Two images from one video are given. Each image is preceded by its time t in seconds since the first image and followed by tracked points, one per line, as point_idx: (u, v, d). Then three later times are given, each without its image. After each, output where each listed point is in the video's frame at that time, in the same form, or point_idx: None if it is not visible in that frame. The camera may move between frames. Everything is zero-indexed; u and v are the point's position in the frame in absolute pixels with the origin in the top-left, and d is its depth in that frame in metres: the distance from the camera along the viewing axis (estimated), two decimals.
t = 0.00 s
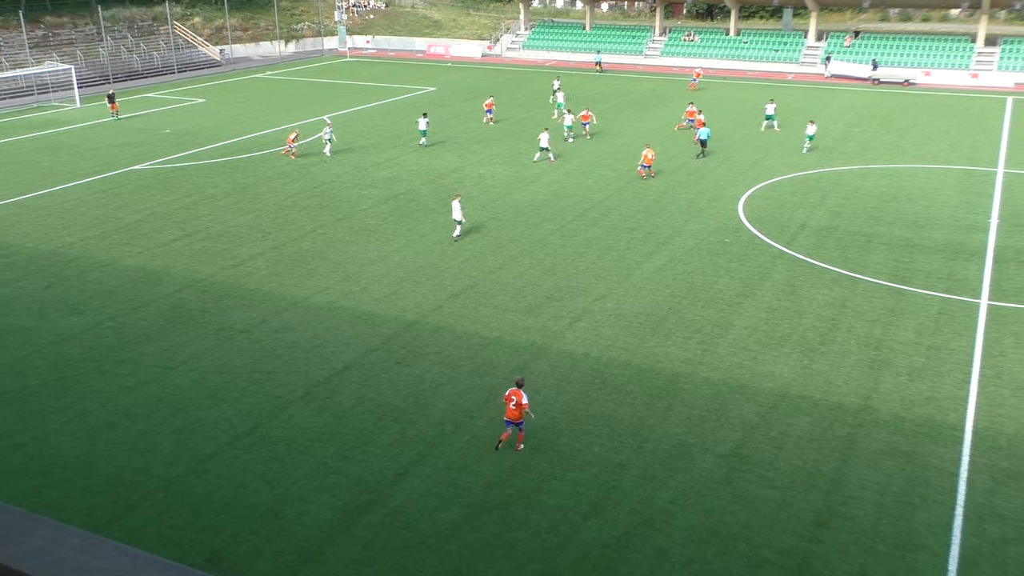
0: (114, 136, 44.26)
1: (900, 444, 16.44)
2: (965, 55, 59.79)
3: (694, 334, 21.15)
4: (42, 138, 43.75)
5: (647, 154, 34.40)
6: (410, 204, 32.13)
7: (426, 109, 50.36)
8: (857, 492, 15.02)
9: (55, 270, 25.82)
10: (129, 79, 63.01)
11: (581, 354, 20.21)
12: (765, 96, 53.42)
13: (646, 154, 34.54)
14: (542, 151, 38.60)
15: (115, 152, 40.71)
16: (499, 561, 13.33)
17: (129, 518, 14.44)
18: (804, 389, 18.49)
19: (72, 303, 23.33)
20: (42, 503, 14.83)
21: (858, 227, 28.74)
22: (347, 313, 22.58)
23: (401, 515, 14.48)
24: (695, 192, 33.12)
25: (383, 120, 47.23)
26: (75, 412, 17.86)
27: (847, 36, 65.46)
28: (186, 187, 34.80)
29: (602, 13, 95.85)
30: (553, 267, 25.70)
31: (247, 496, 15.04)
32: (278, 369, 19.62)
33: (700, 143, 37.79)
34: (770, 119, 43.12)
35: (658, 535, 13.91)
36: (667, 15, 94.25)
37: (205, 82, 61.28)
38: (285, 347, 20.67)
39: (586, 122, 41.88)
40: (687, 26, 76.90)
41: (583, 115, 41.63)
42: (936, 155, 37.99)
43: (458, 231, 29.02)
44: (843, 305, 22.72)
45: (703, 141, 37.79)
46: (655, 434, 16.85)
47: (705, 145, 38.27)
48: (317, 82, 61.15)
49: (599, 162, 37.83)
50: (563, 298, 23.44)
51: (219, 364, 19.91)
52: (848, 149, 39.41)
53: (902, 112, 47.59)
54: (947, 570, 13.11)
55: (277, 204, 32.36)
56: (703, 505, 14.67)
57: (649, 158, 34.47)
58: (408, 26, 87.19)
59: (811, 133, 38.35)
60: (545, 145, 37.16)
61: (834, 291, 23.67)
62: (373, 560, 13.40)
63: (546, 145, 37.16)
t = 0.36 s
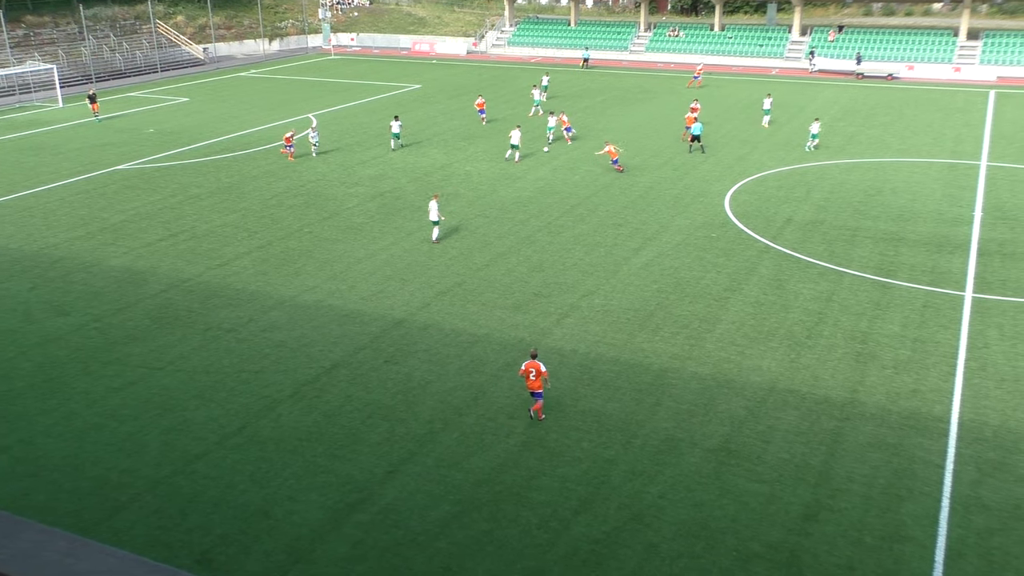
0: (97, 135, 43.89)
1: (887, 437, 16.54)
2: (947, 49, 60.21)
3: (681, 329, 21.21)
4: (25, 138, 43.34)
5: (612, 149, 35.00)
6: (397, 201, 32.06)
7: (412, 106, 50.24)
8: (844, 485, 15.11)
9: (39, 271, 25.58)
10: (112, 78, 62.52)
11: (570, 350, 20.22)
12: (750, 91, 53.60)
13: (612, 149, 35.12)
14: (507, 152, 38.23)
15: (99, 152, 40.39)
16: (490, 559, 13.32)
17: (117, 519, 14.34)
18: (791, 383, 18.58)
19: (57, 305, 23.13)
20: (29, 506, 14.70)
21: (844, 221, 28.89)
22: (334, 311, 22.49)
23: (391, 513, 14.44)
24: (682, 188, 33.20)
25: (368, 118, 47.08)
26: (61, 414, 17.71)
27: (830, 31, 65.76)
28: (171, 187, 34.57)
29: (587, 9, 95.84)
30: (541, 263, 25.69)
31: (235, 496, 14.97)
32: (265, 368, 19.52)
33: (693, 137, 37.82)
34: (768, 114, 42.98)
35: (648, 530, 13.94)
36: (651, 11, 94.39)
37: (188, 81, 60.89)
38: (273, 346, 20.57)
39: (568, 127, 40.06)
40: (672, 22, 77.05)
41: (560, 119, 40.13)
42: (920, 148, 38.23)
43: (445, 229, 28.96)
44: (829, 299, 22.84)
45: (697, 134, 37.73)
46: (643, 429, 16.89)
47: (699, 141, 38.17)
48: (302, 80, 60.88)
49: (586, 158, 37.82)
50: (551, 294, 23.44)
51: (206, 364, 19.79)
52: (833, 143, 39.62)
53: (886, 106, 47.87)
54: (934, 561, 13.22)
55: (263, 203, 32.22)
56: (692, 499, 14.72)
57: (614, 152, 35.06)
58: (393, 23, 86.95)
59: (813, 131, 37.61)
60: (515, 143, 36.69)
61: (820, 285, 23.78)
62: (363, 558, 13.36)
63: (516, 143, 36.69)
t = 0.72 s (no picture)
0: (91, 135, 43.72)
1: (883, 432, 16.57)
2: (941, 43, 60.33)
3: (677, 326, 21.22)
4: (18, 138, 43.19)
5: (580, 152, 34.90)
6: (392, 200, 32.01)
7: (406, 104, 50.18)
8: (841, 480, 15.13)
9: (34, 271, 25.48)
10: (105, 77, 62.27)
11: (566, 347, 20.22)
12: (745, 87, 53.62)
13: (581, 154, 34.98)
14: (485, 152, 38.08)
15: (93, 151, 40.26)
16: (487, 556, 13.32)
17: (114, 519, 14.31)
18: (787, 379, 18.60)
19: (52, 305, 23.06)
20: (25, 506, 14.66)
21: (839, 217, 28.91)
22: (330, 310, 22.47)
23: (388, 512, 14.43)
24: (677, 184, 33.21)
25: (363, 116, 47.00)
26: (57, 414, 17.66)
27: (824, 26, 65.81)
28: (165, 186, 34.47)
29: (581, 6, 95.76)
30: (536, 260, 25.67)
31: (232, 495, 14.95)
32: (261, 367, 19.48)
33: (694, 134, 37.74)
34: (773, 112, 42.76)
35: (645, 526, 13.95)
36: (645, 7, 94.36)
37: (182, 80, 60.70)
38: (269, 345, 20.53)
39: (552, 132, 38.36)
40: (666, 18, 77.04)
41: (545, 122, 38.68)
42: (915, 143, 38.29)
43: (440, 227, 28.91)
44: (825, 294, 22.86)
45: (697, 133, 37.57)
46: (640, 426, 16.89)
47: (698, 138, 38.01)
48: (296, 78, 60.75)
49: (581, 155, 37.79)
50: (547, 291, 23.43)
51: (202, 363, 19.76)
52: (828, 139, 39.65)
53: (880, 101, 47.91)
54: (930, 555, 13.25)
55: (258, 202, 32.15)
56: (690, 496, 14.73)
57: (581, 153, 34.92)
58: (387, 21, 86.83)
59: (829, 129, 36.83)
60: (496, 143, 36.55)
61: (816, 280, 23.80)
62: (361, 556, 13.36)
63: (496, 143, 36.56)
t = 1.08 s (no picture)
0: (90, 134, 43.69)
1: (883, 429, 16.57)
2: (941, 41, 60.31)
3: (677, 324, 21.21)
4: (17, 137, 43.15)
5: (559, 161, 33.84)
6: (391, 198, 32.01)
7: (406, 102, 50.17)
8: (840, 478, 15.13)
9: (33, 270, 25.46)
10: (104, 76, 62.18)
11: (566, 345, 20.21)
12: (744, 85, 53.58)
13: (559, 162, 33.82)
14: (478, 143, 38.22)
15: (91, 150, 40.23)
16: (486, 555, 13.31)
17: (114, 518, 14.30)
18: (787, 376, 18.60)
19: (51, 304, 23.03)
20: (25, 506, 14.66)
21: (838, 214, 28.90)
22: (330, 308, 22.45)
23: (388, 510, 14.43)
24: (676, 182, 33.19)
25: (362, 114, 46.97)
26: (56, 413, 17.63)
27: (824, 23, 65.77)
28: (165, 185, 34.45)
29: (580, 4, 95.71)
30: (536, 259, 25.67)
31: (232, 493, 14.94)
32: (261, 366, 19.47)
33: (697, 134, 37.30)
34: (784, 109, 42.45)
35: (645, 524, 13.95)
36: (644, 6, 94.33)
37: (181, 79, 60.71)
38: (268, 344, 20.52)
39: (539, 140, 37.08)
40: (665, 16, 76.99)
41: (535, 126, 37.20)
42: (914, 140, 38.27)
43: (440, 225, 28.90)
44: (824, 292, 22.85)
45: (699, 132, 37.20)
46: (640, 423, 16.89)
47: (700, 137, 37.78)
48: (295, 77, 60.72)
49: (580, 153, 37.76)
50: (547, 289, 23.41)
51: (202, 362, 19.74)
52: (827, 136, 39.64)
53: (879, 99, 47.89)
54: (930, 553, 13.25)
55: (258, 201, 32.14)
56: (689, 493, 14.73)
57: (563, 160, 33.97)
58: (386, 20, 86.87)
59: (841, 130, 36.13)
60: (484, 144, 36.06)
61: (815, 278, 23.79)
62: (360, 555, 13.35)
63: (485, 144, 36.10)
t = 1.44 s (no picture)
0: (86, 132, 43.59)
1: (879, 428, 16.60)
2: (937, 40, 60.36)
3: (674, 322, 21.22)
4: (14, 135, 43.09)
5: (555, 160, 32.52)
6: (388, 196, 31.98)
7: (403, 101, 50.12)
8: (837, 476, 15.14)
9: (30, 268, 25.41)
10: (101, 73, 62.07)
11: (563, 344, 20.21)
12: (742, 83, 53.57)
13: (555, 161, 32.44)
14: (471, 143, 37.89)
15: (88, 148, 40.19)
16: (483, 553, 13.31)
17: (111, 516, 14.29)
18: (783, 375, 18.62)
19: (48, 302, 22.99)
20: (22, 504, 14.63)
21: (835, 213, 28.92)
22: (327, 307, 22.42)
23: (385, 509, 14.42)
24: (673, 180, 33.21)
25: (359, 113, 46.93)
26: (53, 412, 17.60)
27: (821, 22, 65.79)
28: (162, 183, 34.39)
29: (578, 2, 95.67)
30: (532, 257, 25.66)
31: (230, 492, 14.93)
32: (258, 364, 19.44)
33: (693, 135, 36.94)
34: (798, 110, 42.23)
35: (642, 523, 13.95)
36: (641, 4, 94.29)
37: (178, 77, 60.62)
38: (265, 342, 20.49)
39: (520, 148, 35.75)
40: (663, 15, 76.97)
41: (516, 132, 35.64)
42: (911, 139, 38.32)
43: (437, 223, 28.88)
44: (821, 291, 22.88)
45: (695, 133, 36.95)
46: (637, 422, 16.89)
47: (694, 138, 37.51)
48: (292, 75, 60.62)
49: (578, 151, 37.76)
50: (544, 288, 23.41)
51: (199, 360, 19.71)
52: (824, 135, 39.68)
53: (877, 98, 47.93)
54: (926, 551, 13.27)
55: (255, 199, 32.09)
56: (686, 492, 14.74)
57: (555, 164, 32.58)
58: (383, 18, 86.85)
59: (852, 131, 35.65)
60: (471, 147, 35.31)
61: (812, 276, 23.82)
62: (357, 554, 13.34)
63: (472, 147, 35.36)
